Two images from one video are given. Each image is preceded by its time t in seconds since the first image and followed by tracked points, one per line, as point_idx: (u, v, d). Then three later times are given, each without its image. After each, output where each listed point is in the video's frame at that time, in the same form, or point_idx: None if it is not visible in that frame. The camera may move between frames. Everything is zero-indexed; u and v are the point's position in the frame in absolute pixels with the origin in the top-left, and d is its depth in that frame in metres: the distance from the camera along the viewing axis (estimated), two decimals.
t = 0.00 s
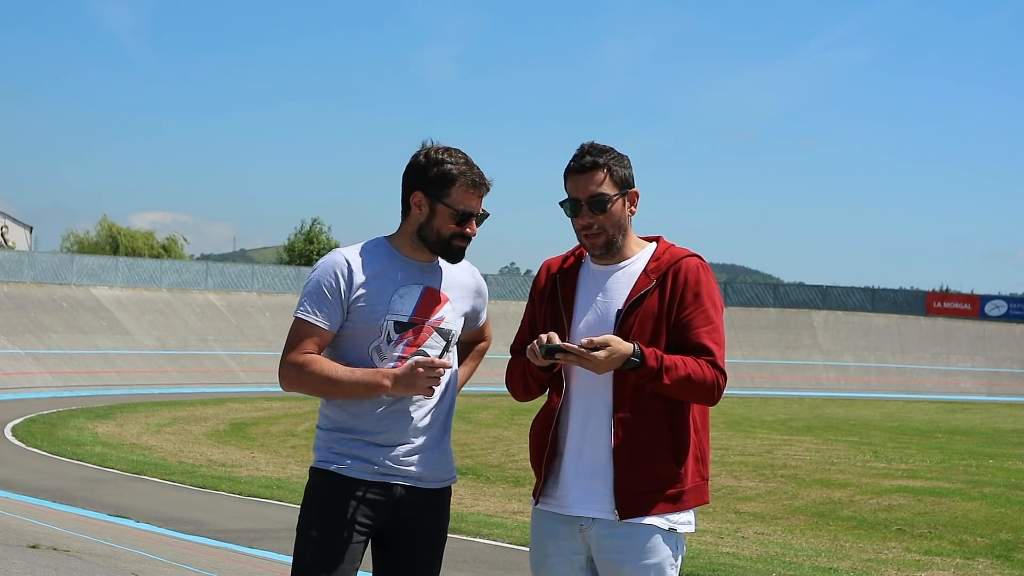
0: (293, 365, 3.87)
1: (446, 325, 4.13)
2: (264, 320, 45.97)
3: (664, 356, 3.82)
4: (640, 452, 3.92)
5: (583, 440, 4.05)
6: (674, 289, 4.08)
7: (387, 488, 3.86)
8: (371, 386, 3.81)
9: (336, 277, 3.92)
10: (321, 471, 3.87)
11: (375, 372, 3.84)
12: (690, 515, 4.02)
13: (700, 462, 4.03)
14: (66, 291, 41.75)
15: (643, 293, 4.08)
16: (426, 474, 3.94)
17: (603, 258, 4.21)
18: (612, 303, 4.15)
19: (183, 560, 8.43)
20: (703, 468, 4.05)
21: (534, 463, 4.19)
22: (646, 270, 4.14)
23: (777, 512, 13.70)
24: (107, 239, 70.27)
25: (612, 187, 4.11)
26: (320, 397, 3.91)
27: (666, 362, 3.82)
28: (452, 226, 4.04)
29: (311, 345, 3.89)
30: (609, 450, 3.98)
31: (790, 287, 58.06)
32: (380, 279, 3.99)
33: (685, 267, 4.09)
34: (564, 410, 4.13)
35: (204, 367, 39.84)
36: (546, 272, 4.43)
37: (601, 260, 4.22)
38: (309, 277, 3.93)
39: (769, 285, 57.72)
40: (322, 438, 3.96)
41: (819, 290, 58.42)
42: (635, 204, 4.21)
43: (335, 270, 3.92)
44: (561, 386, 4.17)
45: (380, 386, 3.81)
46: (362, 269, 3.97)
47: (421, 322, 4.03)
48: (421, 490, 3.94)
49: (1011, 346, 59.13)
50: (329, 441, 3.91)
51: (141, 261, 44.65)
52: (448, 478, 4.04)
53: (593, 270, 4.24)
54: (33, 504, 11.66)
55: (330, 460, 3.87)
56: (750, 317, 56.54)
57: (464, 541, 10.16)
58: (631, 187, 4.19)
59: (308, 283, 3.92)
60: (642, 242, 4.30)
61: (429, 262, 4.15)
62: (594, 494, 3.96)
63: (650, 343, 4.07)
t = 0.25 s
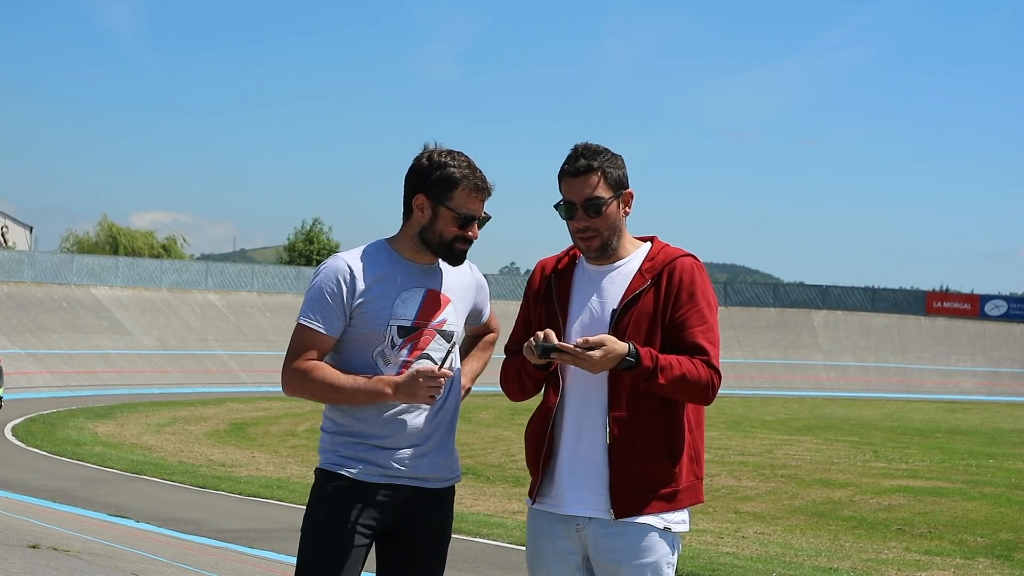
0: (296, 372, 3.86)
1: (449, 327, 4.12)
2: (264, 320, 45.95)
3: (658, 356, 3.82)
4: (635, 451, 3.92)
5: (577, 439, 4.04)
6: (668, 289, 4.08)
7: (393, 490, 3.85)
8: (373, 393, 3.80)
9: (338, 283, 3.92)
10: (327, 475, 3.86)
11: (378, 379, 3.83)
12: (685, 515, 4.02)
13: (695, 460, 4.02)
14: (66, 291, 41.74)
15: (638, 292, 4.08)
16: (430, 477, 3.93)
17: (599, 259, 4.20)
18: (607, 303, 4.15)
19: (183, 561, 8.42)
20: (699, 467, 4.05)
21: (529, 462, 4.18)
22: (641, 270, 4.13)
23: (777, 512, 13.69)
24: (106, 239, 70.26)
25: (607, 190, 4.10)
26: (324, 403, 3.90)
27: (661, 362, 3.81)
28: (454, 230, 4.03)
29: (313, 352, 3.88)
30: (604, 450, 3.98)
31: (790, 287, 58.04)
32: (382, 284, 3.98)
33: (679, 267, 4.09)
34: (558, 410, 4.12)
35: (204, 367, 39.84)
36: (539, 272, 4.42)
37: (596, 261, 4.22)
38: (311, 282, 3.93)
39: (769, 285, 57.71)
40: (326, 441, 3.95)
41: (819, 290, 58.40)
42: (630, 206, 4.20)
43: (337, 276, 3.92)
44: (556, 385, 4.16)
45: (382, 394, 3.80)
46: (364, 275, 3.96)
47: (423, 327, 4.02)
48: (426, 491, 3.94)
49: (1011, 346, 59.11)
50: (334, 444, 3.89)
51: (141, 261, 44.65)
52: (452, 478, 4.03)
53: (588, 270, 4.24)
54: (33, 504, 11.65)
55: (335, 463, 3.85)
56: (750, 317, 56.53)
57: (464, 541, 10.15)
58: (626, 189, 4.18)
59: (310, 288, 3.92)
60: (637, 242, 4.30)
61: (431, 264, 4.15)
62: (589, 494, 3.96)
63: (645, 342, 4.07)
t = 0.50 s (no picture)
0: (300, 374, 3.86)
1: (451, 326, 4.12)
2: (265, 320, 45.94)
3: (658, 358, 3.82)
4: (634, 450, 3.93)
5: (576, 440, 4.03)
6: (666, 290, 4.08)
7: (397, 490, 3.84)
8: (378, 393, 3.80)
9: (340, 284, 3.92)
10: (333, 476, 3.85)
11: (382, 379, 3.83)
12: (682, 513, 4.03)
13: (692, 460, 4.03)
14: (66, 291, 41.74)
15: (636, 293, 4.08)
16: (434, 476, 3.92)
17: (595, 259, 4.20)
18: (603, 304, 4.15)
19: (183, 560, 8.43)
20: (695, 466, 4.06)
21: (526, 463, 4.17)
22: (638, 270, 4.14)
23: (777, 512, 13.68)
24: (107, 239, 70.26)
25: (603, 193, 4.08)
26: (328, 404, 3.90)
27: (661, 363, 3.82)
28: (453, 227, 4.02)
29: (317, 353, 3.88)
30: (603, 450, 3.98)
31: (791, 287, 58.02)
32: (383, 285, 3.98)
33: (677, 267, 4.10)
34: (555, 411, 4.11)
35: (204, 367, 39.83)
36: (536, 272, 4.41)
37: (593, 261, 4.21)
38: (313, 284, 3.93)
39: (769, 285, 57.70)
40: (331, 442, 3.94)
41: (819, 290, 58.40)
42: (626, 205, 4.19)
43: (339, 278, 3.92)
44: (552, 386, 4.16)
45: (387, 394, 3.80)
46: (365, 275, 3.96)
47: (425, 327, 4.02)
48: (430, 491, 3.93)
49: (1011, 346, 59.09)
50: (339, 445, 3.89)
51: (141, 261, 44.66)
52: (456, 478, 4.02)
53: (585, 269, 4.23)
54: (33, 504, 11.65)
55: (340, 465, 3.85)
56: (750, 317, 56.51)
57: (464, 540, 10.15)
58: (622, 187, 4.16)
59: (312, 290, 3.92)
60: (633, 242, 4.29)
61: (431, 264, 4.14)
62: (588, 494, 3.95)
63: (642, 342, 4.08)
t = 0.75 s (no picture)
0: (303, 376, 3.87)
1: (453, 325, 4.11)
2: (265, 320, 45.94)
3: (674, 366, 3.82)
4: (638, 453, 3.92)
5: (579, 441, 4.02)
6: (674, 295, 4.08)
7: (401, 490, 3.84)
8: (380, 394, 3.80)
9: (341, 285, 3.91)
10: (337, 476, 3.85)
11: (384, 380, 3.82)
12: (685, 514, 4.03)
13: (695, 461, 4.04)
14: (66, 291, 41.75)
15: (642, 297, 4.06)
16: (437, 476, 3.90)
17: (598, 257, 4.20)
18: (609, 307, 4.11)
19: (183, 560, 8.43)
20: (698, 468, 4.06)
21: (528, 464, 4.15)
22: (644, 272, 4.12)
23: (777, 512, 13.68)
24: (107, 239, 70.28)
25: (592, 184, 4.10)
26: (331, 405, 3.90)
27: (676, 372, 3.82)
28: (452, 225, 4.01)
29: (319, 355, 3.88)
30: (607, 451, 3.96)
31: (791, 287, 58.02)
32: (385, 285, 3.98)
33: (684, 272, 4.10)
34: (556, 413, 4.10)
35: (204, 367, 39.83)
36: (538, 272, 4.39)
37: (597, 259, 4.21)
38: (315, 286, 3.93)
39: (769, 285, 57.70)
40: (335, 442, 3.94)
41: (819, 290, 58.40)
42: (624, 207, 4.13)
43: (340, 279, 3.92)
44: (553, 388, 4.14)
45: (389, 395, 3.79)
46: (367, 277, 3.96)
47: (427, 326, 4.01)
48: (434, 491, 3.92)
49: (1011, 346, 59.09)
50: (342, 446, 3.89)
51: (141, 261, 44.67)
52: (459, 478, 4.00)
53: (590, 269, 4.21)
54: (33, 504, 11.65)
55: (344, 465, 3.85)
56: (750, 317, 56.50)
57: (464, 541, 10.15)
58: (620, 183, 4.13)
59: (314, 292, 3.92)
60: (638, 243, 4.28)
61: (434, 264, 4.13)
62: (592, 494, 3.95)
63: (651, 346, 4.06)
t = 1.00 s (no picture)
0: (302, 372, 3.87)
1: (453, 321, 4.09)
2: (265, 320, 45.94)
3: (699, 372, 3.82)
4: (648, 453, 3.92)
5: (589, 441, 4.02)
6: (693, 297, 4.07)
7: (403, 489, 3.84)
8: (378, 390, 3.79)
9: (341, 282, 3.92)
10: (338, 476, 3.86)
11: (382, 376, 3.82)
12: (695, 518, 4.01)
13: (709, 465, 4.03)
14: (66, 291, 41.74)
15: (659, 297, 4.05)
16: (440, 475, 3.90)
17: (615, 256, 4.20)
18: (625, 307, 4.11)
19: (183, 560, 8.43)
20: (711, 471, 4.05)
21: (538, 463, 4.16)
22: (661, 273, 4.11)
23: (777, 512, 13.69)
24: (107, 239, 70.28)
25: (601, 180, 4.11)
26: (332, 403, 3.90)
27: (701, 378, 3.82)
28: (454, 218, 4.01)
29: (319, 352, 3.89)
30: (616, 452, 3.96)
31: (791, 287, 58.01)
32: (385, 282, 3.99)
33: (703, 275, 4.09)
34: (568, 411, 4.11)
35: (204, 367, 39.82)
36: (557, 271, 4.41)
37: (615, 259, 4.21)
38: (315, 284, 3.94)
39: (769, 285, 57.70)
40: (338, 441, 3.94)
41: (819, 290, 58.40)
42: (637, 203, 4.11)
43: (340, 276, 3.92)
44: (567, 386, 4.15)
45: (387, 391, 3.79)
46: (367, 274, 3.96)
47: (426, 322, 4.01)
48: (437, 490, 3.91)
49: (1011, 346, 59.10)
50: (345, 445, 3.89)
51: (141, 261, 44.69)
52: (463, 477, 4.00)
53: (607, 269, 4.21)
54: (33, 504, 11.65)
55: (346, 463, 3.85)
56: (750, 317, 56.48)
57: (464, 541, 10.16)
58: (631, 178, 4.12)
59: (314, 289, 3.93)
60: (655, 244, 4.28)
61: (437, 262, 4.13)
62: (601, 494, 3.95)
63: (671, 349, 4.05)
